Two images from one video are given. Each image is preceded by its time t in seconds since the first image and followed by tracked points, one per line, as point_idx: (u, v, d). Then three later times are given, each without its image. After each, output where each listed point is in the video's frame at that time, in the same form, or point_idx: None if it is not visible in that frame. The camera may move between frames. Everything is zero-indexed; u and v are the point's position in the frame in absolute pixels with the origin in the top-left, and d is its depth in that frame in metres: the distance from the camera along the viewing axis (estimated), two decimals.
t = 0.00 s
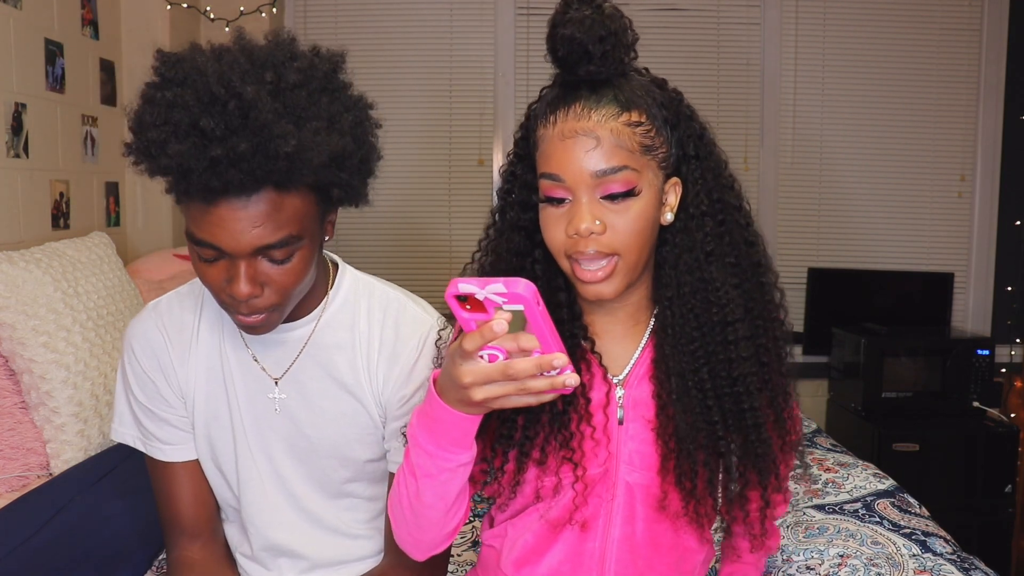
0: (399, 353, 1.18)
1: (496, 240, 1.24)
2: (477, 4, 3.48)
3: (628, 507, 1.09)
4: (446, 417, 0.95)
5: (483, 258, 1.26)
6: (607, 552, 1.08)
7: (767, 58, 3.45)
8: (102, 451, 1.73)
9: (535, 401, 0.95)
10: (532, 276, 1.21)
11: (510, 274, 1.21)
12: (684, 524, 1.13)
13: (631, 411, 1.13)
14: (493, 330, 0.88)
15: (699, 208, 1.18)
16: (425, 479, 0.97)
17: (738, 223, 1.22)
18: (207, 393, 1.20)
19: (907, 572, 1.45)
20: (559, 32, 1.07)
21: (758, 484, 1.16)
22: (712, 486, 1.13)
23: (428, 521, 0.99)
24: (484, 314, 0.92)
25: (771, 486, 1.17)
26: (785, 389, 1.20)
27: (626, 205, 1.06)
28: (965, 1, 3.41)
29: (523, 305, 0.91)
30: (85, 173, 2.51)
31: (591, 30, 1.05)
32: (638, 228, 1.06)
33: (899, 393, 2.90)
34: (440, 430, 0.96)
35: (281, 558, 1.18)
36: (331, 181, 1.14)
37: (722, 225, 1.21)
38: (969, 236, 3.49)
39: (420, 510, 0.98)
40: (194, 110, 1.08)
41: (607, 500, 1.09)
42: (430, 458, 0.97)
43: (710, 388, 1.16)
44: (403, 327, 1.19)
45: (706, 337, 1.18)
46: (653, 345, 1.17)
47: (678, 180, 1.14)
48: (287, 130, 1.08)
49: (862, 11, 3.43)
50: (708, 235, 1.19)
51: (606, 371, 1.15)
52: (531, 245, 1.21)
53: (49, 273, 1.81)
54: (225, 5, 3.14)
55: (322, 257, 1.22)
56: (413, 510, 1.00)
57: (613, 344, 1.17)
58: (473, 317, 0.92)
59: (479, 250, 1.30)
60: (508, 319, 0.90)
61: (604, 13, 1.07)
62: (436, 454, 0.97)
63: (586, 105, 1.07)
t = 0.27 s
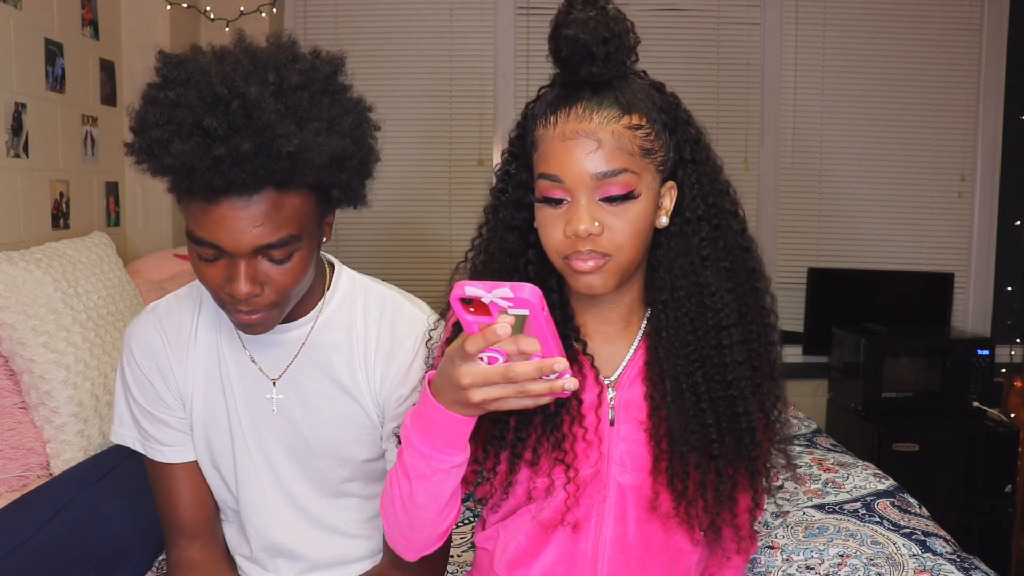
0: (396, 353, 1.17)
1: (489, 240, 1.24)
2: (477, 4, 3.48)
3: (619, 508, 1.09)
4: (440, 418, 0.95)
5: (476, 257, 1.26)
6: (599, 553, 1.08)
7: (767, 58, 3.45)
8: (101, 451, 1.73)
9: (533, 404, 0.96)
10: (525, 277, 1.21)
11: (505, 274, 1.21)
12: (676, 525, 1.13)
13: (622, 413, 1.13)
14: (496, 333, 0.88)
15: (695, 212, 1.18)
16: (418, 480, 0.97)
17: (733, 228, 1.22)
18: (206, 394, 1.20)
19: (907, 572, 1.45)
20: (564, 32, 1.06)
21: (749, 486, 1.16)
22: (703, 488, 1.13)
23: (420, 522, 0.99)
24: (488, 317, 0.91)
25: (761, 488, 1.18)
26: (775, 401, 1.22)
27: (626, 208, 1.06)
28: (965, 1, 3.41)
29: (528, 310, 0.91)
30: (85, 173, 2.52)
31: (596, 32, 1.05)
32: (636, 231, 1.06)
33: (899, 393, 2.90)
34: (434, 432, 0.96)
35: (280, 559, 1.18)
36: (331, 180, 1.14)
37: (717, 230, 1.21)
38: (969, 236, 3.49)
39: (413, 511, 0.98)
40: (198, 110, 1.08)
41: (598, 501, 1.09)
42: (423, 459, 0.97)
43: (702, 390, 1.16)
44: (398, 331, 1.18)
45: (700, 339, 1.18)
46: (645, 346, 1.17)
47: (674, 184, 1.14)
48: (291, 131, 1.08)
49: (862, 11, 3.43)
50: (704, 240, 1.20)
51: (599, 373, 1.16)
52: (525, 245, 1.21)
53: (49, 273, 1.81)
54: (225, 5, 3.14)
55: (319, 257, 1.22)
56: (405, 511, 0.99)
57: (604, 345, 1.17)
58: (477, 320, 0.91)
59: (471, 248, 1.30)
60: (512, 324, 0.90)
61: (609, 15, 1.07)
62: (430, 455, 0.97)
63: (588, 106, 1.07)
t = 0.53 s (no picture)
0: (400, 346, 1.18)
1: (483, 240, 1.24)
2: (477, 4, 3.48)
3: (615, 507, 1.09)
4: (435, 418, 0.95)
5: (470, 257, 1.25)
6: (596, 552, 1.08)
7: (767, 58, 3.45)
8: (101, 451, 1.73)
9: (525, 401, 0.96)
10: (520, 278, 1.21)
11: (500, 276, 1.21)
12: (672, 523, 1.13)
13: (617, 412, 1.13)
14: (492, 333, 0.89)
15: (689, 211, 1.18)
16: (415, 480, 0.97)
17: (726, 227, 1.23)
18: (208, 390, 1.20)
19: (908, 572, 1.45)
20: (557, 34, 1.06)
21: (744, 484, 1.16)
22: (699, 486, 1.13)
23: (418, 522, 0.99)
24: (486, 317, 0.93)
25: (756, 486, 1.17)
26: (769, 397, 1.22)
27: (620, 209, 1.06)
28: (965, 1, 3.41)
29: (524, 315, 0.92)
30: (85, 173, 2.51)
31: (589, 35, 1.05)
32: (628, 232, 1.06)
33: (899, 393, 2.90)
34: (430, 432, 0.96)
35: (282, 554, 1.18)
36: (333, 172, 1.14)
37: (710, 229, 1.22)
38: (968, 236, 3.49)
39: (410, 512, 0.98)
40: (203, 101, 1.08)
41: (594, 500, 1.09)
42: (419, 459, 0.97)
43: (697, 388, 1.16)
44: (404, 321, 1.19)
45: (693, 338, 1.19)
46: (639, 344, 1.17)
47: (667, 184, 1.14)
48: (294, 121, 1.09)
49: (862, 11, 3.43)
50: (697, 239, 1.20)
51: (594, 373, 1.15)
52: (519, 245, 1.21)
53: (49, 273, 1.81)
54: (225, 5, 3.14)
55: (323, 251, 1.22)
56: (403, 513, 0.99)
57: (598, 345, 1.17)
58: (473, 320, 0.93)
59: (466, 248, 1.30)
60: (507, 324, 0.91)
61: (601, 16, 1.07)
62: (426, 456, 0.97)
63: (581, 108, 1.07)
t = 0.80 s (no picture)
0: (405, 343, 1.18)
1: (480, 241, 1.24)
2: (477, 5, 3.48)
3: (614, 507, 1.09)
4: (434, 420, 0.95)
5: (468, 259, 1.25)
6: (596, 553, 1.08)
7: (767, 58, 3.45)
8: (101, 451, 1.73)
9: (522, 403, 0.95)
10: (517, 280, 1.21)
11: (497, 276, 1.21)
12: (671, 523, 1.12)
13: (615, 412, 1.13)
14: (489, 334, 0.89)
15: (686, 211, 1.19)
16: (414, 481, 0.97)
17: (723, 229, 1.23)
18: (214, 390, 1.20)
19: (907, 572, 1.45)
20: (552, 36, 1.06)
21: (742, 482, 1.16)
22: (697, 485, 1.14)
23: (419, 523, 0.99)
24: (482, 318, 0.94)
25: (755, 484, 1.16)
26: (768, 396, 1.21)
27: (615, 212, 1.06)
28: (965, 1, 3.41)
29: (519, 317, 0.93)
30: (85, 173, 2.51)
31: (585, 36, 1.04)
32: (625, 232, 1.06)
33: (899, 393, 2.90)
34: (429, 433, 0.96)
35: (288, 552, 1.18)
36: (333, 192, 1.14)
37: (707, 229, 1.22)
38: (969, 235, 3.49)
39: (411, 514, 0.98)
40: (196, 138, 1.07)
41: (593, 501, 1.09)
42: (419, 461, 0.97)
43: (694, 388, 1.17)
44: (411, 317, 1.20)
45: (691, 338, 1.19)
46: (636, 345, 1.17)
47: (664, 185, 1.15)
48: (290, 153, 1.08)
49: (862, 11, 3.43)
50: (694, 240, 1.20)
51: (592, 373, 1.15)
52: (516, 246, 1.21)
53: (49, 273, 1.81)
54: (225, 5, 3.14)
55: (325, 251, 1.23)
56: (404, 514, 0.99)
57: (596, 345, 1.17)
58: (471, 321, 0.94)
59: (463, 249, 1.30)
60: (504, 324, 0.92)
61: (598, 18, 1.07)
62: (425, 457, 0.97)
63: (577, 110, 1.07)
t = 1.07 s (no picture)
0: (403, 344, 1.18)
1: (481, 240, 1.24)
2: (478, 4, 3.48)
3: (614, 506, 1.09)
4: (433, 418, 0.96)
5: (469, 258, 1.25)
6: (596, 551, 1.07)
7: (767, 58, 3.45)
8: (102, 451, 1.73)
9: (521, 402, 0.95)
10: (517, 279, 1.21)
11: (497, 276, 1.21)
12: (671, 522, 1.12)
13: (615, 411, 1.13)
14: (487, 334, 0.89)
15: (686, 211, 1.19)
16: (414, 480, 0.97)
17: (724, 228, 1.23)
18: (210, 392, 1.19)
19: (908, 572, 1.45)
20: (553, 35, 1.06)
21: (741, 482, 1.16)
22: (696, 484, 1.14)
23: (418, 522, 0.98)
24: (480, 317, 0.94)
25: (754, 484, 1.16)
26: (768, 398, 1.21)
27: (615, 210, 1.06)
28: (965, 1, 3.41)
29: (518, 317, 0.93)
30: (85, 173, 2.51)
31: (585, 35, 1.04)
32: (625, 232, 1.06)
33: (899, 393, 2.90)
34: (428, 432, 0.96)
35: (288, 553, 1.18)
36: (333, 205, 1.14)
37: (707, 229, 1.22)
38: (969, 235, 3.49)
39: (411, 513, 0.98)
40: (196, 154, 1.06)
41: (593, 499, 1.09)
42: (418, 459, 0.97)
43: (694, 387, 1.17)
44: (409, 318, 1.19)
45: (691, 337, 1.19)
46: (637, 344, 1.17)
47: (664, 184, 1.15)
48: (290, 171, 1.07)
49: (863, 11, 3.43)
50: (694, 240, 1.20)
51: (592, 372, 1.15)
52: (517, 245, 1.21)
53: (49, 273, 1.81)
54: (225, 5, 3.14)
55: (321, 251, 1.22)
56: (403, 513, 0.99)
57: (596, 344, 1.17)
58: (468, 320, 0.93)
59: (464, 248, 1.30)
60: (502, 324, 0.91)
61: (598, 17, 1.07)
62: (425, 456, 0.97)
63: (577, 109, 1.07)
